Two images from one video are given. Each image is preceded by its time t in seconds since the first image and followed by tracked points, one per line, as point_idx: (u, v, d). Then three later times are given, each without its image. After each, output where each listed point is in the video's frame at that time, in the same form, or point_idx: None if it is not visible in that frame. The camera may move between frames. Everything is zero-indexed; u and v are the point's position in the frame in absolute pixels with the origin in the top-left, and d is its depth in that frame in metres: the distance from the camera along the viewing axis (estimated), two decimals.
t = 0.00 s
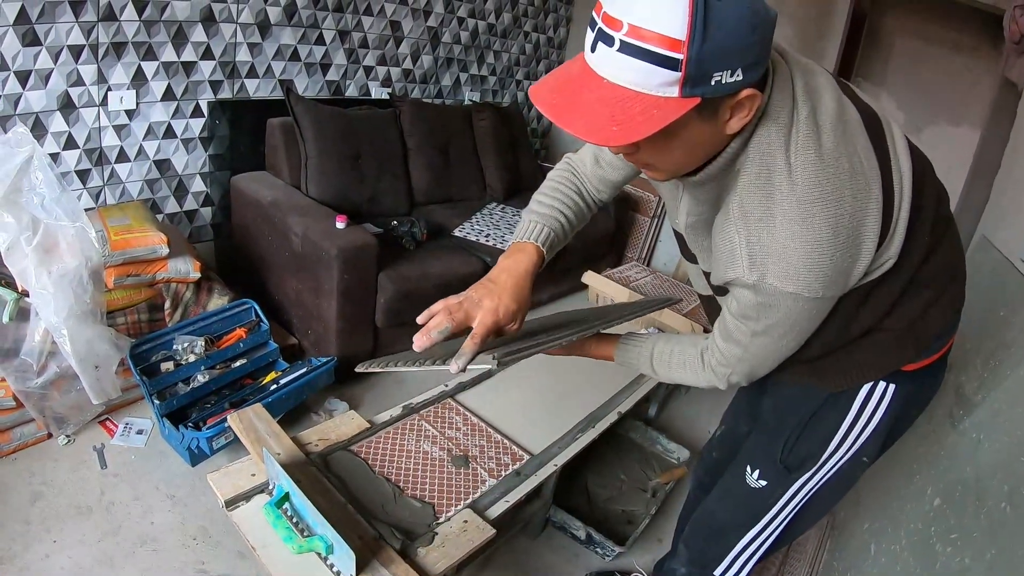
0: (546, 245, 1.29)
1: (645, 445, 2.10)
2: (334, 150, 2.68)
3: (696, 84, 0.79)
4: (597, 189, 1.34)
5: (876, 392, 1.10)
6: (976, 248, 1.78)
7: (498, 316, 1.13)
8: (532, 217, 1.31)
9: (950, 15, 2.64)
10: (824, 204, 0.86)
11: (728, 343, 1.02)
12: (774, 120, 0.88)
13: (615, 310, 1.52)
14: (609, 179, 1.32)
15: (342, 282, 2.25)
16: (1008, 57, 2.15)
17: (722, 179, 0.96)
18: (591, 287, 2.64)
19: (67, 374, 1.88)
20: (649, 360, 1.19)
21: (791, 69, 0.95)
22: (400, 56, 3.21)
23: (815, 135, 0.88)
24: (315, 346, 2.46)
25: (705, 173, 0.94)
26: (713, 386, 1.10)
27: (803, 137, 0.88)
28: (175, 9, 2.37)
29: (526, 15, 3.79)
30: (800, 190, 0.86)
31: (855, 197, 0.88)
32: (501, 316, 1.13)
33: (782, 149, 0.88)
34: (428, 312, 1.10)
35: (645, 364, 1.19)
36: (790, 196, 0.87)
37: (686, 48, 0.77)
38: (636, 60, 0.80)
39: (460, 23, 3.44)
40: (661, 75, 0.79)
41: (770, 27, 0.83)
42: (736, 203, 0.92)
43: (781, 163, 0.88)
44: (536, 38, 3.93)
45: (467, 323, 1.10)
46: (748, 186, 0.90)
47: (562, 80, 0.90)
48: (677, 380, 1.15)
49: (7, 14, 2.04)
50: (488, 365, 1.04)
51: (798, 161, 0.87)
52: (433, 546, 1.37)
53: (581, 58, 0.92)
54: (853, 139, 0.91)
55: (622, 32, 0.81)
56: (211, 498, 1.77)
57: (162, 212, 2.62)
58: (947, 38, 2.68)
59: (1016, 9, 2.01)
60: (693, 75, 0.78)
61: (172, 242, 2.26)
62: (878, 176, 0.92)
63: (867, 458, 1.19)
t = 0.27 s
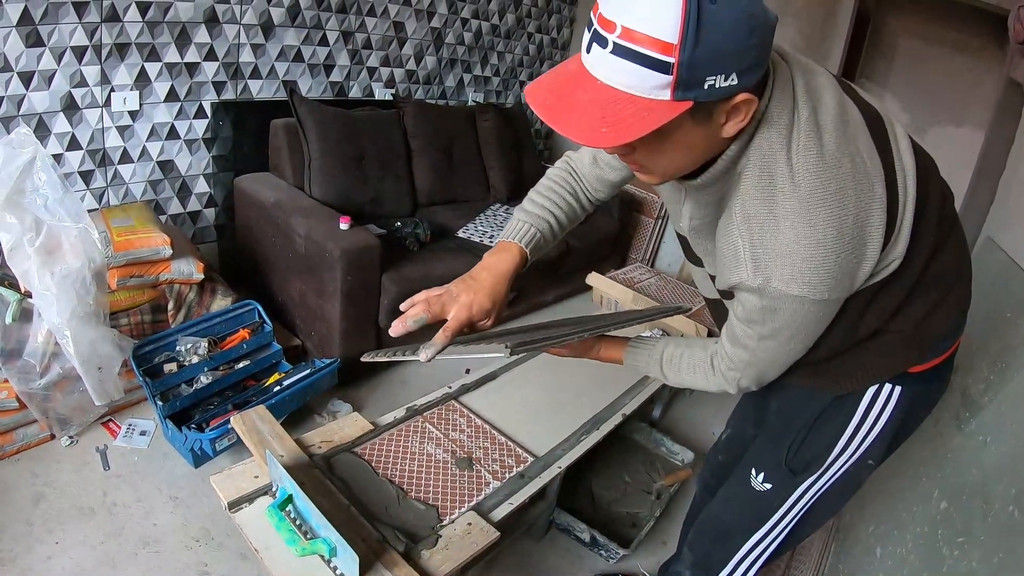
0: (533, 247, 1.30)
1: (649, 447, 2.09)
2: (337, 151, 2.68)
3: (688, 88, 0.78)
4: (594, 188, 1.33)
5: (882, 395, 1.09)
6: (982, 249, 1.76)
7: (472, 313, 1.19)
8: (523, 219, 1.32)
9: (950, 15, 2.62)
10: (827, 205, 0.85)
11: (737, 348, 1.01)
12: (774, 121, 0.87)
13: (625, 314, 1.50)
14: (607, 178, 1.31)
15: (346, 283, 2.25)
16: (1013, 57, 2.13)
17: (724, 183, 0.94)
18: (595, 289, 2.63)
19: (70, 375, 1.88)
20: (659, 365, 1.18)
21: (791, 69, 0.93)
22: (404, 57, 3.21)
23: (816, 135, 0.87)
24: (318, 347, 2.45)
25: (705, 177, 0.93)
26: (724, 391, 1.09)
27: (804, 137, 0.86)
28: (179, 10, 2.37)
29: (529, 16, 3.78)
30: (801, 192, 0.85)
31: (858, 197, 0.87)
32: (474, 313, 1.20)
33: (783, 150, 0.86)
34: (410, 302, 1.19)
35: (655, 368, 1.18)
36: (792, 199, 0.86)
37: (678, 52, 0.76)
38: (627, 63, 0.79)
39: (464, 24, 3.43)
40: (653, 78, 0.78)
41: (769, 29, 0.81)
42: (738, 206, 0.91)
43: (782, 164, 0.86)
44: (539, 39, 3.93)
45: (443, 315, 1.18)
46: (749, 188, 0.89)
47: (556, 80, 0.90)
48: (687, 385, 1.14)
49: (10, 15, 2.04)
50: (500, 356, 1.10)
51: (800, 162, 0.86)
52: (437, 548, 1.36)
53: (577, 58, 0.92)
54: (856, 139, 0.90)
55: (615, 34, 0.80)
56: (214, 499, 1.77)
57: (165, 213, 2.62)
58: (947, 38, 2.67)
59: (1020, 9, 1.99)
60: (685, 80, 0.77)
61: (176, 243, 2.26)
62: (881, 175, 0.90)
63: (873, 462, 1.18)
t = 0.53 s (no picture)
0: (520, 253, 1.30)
1: (654, 448, 2.08)
2: (342, 152, 2.68)
3: (672, 97, 0.77)
4: (590, 198, 1.32)
5: (888, 398, 1.07)
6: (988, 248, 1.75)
7: (447, 318, 1.23)
8: (515, 223, 1.31)
9: (950, 15, 2.63)
10: (826, 208, 0.83)
11: (745, 354, 1.00)
12: (769, 125, 0.86)
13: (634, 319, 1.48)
14: (604, 190, 1.30)
15: (350, 284, 2.24)
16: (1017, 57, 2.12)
17: (723, 188, 0.93)
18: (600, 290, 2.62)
19: (74, 376, 1.88)
20: (668, 370, 1.17)
21: (786, 71, 0.92)
22: (408, 57, 3.21)
23: (813, 137, 0.86)
24: (322, 348, 2.45)
25: (702, 184, 0.93)
26: (734, 396, 1.08)
27: (801, 140, 0.85)
28: (183, 11, 2.37)
29: (534, 17, 3.78)
30: (800, 197, 0.84)
31: (857, 199, 0.85)
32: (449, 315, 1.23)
33: (779, 154, 0.85)
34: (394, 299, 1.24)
35: (665, 373, 1.18)
36: (791, 203, 0.85)
37: (661, 61, 0.75)
38: (612, 72, 0.79)
39: (468, 25, 3.43)
40: (637, 87, 0.77)
41: (759, 35, 0.79)
42: (737, 212, 0.90)
43: (779, 169, 0.85)
44: (544, 39, 3.92)
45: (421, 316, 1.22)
46: (747, 194, 0.88)
47: (549, 87, 0.90)
48: (698, 391, 1.13)
49: (14, 16, 2.05)
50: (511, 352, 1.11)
51: (797, 166, 0.85)
52: (441, 551, 1.35)
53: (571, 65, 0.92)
54: (854, 139, 0.89)
55: (601, 43, 0.79)
56: (218, 500, 1.76)
57: (170, 214, 2.63)
58: (947, 38, 2.68)
59: None
60: (670, 88, 0.76)
61: (180, 244, 2.26)
62: (881, 175, 0.89)
63: (879, 465, 1.16)
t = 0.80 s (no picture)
0: (499, 271, 1.32)
1: (659, 450, 2.07)
2: (346, 153, 2.68)
3: (649, 110, 0.77)
4: (579, 218, 1.32)
5: (895, 403, 1.06)
6: (995, 246, 1.74)
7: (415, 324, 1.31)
8: (499, 239, 1.32)
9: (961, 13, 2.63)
10: (822, 215, 0.82)
11: (755, 363, 0.99)
12: (760, 131, 0.85)
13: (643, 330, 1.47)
14: (591, 210, 1.29)
15: (356, 285, 2.24)
16: None
17: (718, 198, 0.92)
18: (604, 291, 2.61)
19: (79, 377, 1.88)
20: (682, 379, 1.17)
21: (776, 77, 0.91)
22: (412, 58, 3.21)
23: (806, 143, 0.85)
24: (327, 349, 2.45)
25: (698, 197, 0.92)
26: (750, 406, 1.07)
27: (793, 146, 0.84)
28: (187, 13, 2.38)
29: (538, 18, 3.77)
30: (794, 204, 0.83)
31: (853, 204, 0.84)
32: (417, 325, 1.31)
33: (772, 161, 0.84)
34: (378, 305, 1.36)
35: (678, 382, 1.17)
36: (786, 211, 0.83)
37: (634, 76, 0.75)
38: (589, 87, 0.79)
39: (472, 26, 3.43)
40: (613, 101, 0.77)
41: (741, 45, 0.78)
42: (732, 223, 0.89)
43: (773, 176, 0.84)
44: (548, 40, 3.92)
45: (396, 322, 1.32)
46: (742, 204, 0.86)
47: (536, 100, 0.92)
48: (712, 401, 1.12)
49: (19, 17, 2.05)
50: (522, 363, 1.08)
51: (791, 173, 0.83)
52: (447, 552, 1.34)
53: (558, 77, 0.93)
54: (848, 142, 0.87)
55: (579, 58, 0.79)
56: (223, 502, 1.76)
57: (174, 215, 2.63)
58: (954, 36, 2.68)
59: None
60: (644, 103, 0.76)
61: (184, 245, 2.27)
62: (878, 177, 0.88)
63: (886, 471, 1.14)
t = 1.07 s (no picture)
0: (512, 297, 1.38)
1: (666, 451, 2.05)
2: (352, 153, 2.67)
3: (610, 141, 0.81)
4: (595, 259, 1.37)
5: (906, 410, 1.03)
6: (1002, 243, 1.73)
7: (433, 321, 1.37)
8: (516, 268, 1.40)
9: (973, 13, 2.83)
10: (811, 225, 0.81)
11: (763, 382, 0.98)
12: (741, 146, 0.85)
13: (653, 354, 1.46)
14: (606, 251, 1.34)
15: (362, 286, 2.24)
16: None
17: (707, 217, 0.92)
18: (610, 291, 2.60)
19: (84, 377, 1.89)
20: (695, 402, 1.16)
21: (755, 93, 0.92)
22: (417, 58, 3.20)
23: (788, 154, 0.84)
24: (333, 349, 2.45)
25: (686, 219, 0.93)
26: (764, 425, 1.05)
27: (777, 158, 0.84)
28: (192, 13, 2.38)
29: (542, 18, 3.77)
30: (783, 215, 0.82)
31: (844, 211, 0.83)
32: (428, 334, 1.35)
33: (756, 174, 0.84)
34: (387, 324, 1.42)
35: (691, 405, 1.17)
36: (775, 224, 0.82)
37: (593, 109, 0.79)
38: (554, 120, 0.84)
39: (477, 26, 3.42)
40: (577, 133, 0.82)
41: (703, 68, 0.80)
42: (724, 241, 0.88)
43: (759, 190, 0.83)
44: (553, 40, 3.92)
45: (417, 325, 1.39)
46: (732, 221, 0.86)
47: (513, 131, 0.97)
48: (726, 422, 1.10)
49: (25, 18, 2.05)
50: (530, 405, 1.09)
51: (777, 185, 0.83)
52: (453, 552, 1.34)
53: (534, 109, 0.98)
54: (834, 150, 0.87)
55: (544, 92, 0.84)
56: (228, 502, 1.76)
57: (180, 215, 2.64)
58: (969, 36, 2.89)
59: None
60: (605, 133, 0.80)
61: (190, 245, 2.27)
62: (868, 182, 0.87)
63: (899, 478, 1.10)
